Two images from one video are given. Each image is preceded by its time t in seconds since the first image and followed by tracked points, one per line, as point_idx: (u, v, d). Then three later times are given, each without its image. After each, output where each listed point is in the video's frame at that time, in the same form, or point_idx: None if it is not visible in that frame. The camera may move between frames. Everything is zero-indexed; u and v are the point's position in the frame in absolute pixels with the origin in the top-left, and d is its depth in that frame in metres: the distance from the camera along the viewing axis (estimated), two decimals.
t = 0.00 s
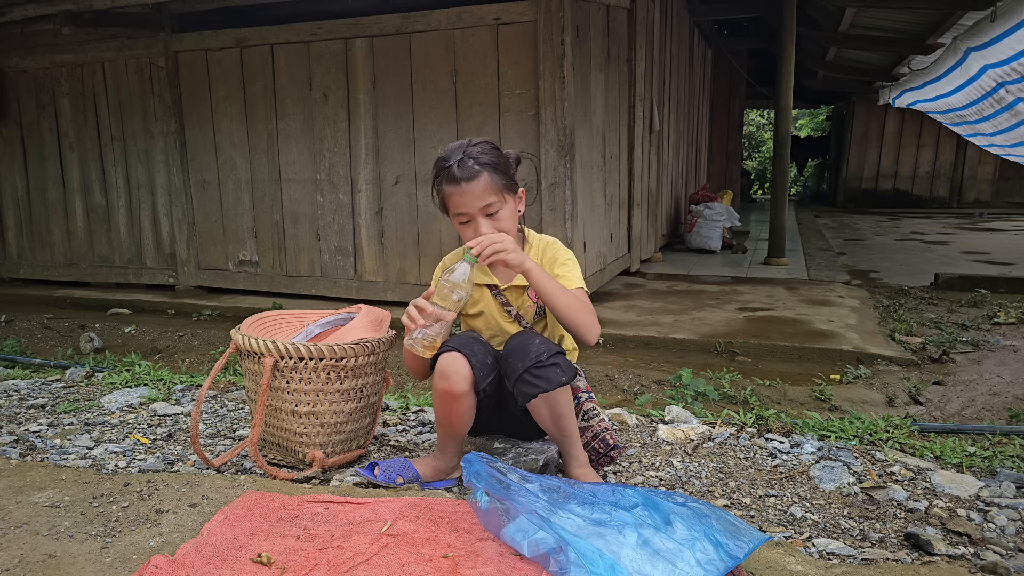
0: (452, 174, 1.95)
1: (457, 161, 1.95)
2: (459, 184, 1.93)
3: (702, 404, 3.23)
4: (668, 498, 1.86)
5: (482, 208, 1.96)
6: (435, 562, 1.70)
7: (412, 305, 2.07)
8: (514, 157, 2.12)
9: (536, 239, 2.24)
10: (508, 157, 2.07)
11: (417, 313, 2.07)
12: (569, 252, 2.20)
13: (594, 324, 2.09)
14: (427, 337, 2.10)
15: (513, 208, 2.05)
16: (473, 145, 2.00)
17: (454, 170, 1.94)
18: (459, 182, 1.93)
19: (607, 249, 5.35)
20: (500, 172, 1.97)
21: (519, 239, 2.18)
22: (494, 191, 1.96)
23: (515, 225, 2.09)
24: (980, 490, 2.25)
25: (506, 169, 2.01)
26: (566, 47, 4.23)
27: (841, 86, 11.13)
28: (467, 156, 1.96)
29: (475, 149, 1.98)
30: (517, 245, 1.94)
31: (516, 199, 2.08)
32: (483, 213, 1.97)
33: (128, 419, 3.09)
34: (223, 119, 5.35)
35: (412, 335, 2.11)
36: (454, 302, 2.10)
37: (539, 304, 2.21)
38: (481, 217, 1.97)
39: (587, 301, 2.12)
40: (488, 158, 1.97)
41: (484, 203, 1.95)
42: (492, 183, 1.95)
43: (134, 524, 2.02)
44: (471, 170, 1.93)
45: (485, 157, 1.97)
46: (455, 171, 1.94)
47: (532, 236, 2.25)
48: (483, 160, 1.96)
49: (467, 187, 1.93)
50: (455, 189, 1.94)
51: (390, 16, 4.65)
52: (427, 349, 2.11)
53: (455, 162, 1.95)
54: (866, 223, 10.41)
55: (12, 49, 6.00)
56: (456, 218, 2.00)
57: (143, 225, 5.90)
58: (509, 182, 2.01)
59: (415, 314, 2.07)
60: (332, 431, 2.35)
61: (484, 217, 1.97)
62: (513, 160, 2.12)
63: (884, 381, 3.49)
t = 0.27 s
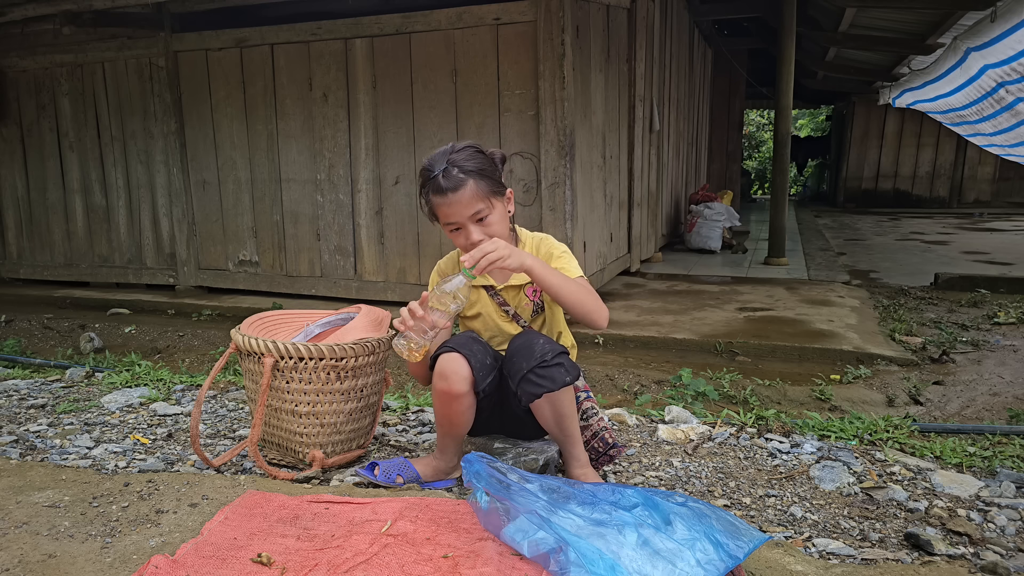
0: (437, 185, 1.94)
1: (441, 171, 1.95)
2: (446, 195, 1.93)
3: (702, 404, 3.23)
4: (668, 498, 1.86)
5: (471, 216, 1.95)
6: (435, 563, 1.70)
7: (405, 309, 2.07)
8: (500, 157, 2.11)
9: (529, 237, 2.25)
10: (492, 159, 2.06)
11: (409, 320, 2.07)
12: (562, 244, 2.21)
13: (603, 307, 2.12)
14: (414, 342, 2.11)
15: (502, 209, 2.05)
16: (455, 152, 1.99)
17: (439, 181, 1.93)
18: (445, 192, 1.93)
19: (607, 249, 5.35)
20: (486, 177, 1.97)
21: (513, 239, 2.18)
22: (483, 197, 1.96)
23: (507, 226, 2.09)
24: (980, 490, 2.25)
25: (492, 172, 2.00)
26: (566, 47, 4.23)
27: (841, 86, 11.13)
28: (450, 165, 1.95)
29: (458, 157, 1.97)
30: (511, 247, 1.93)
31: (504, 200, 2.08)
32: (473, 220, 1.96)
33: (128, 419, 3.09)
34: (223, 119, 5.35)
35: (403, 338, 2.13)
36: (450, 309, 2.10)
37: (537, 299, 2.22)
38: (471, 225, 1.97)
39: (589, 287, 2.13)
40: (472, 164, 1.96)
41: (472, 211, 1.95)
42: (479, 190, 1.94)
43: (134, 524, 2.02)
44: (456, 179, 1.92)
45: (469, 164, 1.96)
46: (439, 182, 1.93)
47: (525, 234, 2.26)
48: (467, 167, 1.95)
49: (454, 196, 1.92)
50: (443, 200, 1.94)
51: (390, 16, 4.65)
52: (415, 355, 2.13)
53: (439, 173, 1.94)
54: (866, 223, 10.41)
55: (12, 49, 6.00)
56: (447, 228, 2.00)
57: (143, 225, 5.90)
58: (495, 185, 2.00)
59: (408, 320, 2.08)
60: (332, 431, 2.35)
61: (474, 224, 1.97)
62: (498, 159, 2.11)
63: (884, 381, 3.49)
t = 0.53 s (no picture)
0: (431, 187, 1.94)
1: (435, 173, 1.95)
2: (440, 197, 1.93)
3: (702, 405, 3.23)
4: (668, 498, 1.86)
5: (464, 219, 1.95)
6: (435, 563, 1.70)
7: (406, 316, 2.06)
8: (497, 157, 2.10)
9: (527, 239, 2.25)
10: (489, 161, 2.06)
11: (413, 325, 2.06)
12: (560, 248, 2.21)
13: (599, 314, 2.10)
14: (420, 348, 2.09)
15: (497, 211, 2.04)
16: (450, 154, 1.99)
17: (432, 184, 1.93)
18: (439, 194, 1.93)
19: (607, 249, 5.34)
20: (480, 179, 1.96)
21: (509, 242, 2.19)
22: (477, 200, 1.95)
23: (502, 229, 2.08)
24: (981, 490, 2.25)
25: (488, 174, 2.00)
26: (566, 47, 4.23)
27: (841, 86, 11.13)
28: (445, 167, 1.95)
29: (452, 159, 1.97)
30: (504, 253, 1.93)
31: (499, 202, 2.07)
32: (466, 223, 1.96)
33: (128, 419, 3.09)
34: (223, 119, 5.35)
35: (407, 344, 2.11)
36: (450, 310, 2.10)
37: (534, 302, 2.20)
38: (465, 227, 1.96)
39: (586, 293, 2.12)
40: (466, 166, 1.96)
41: (466, 214, 1.94)
42: (472, 192, 1.94)
43: (134, 524, 2.02)
44: (450, 181, 1.92)
45: (463, 166, 1.96)
46: (433, 185, 1.93)
47: (522, 236, 2.26)
48: (460, 169, 1.95)
49: (447, 199, 1.92)
50: (436, 202, 1.94)
51: (390, 16, 4.65)
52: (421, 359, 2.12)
53: (433, 175, 1.94)
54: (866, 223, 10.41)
55: (12, 49, 6.00)
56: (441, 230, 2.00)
57: (143, 225, 5.90)
58: (490, 187, 2.00)
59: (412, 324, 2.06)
60: (332, 431, 2.35)
61: (468, 226, 1.97)
62: (496, 160, 2.10)
63: (884, 381, 3.49)
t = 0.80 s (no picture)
0: (430, 186, 1.94)
1: (435, 172, 1.95)
2: (439, 197, 1.93)
3: (702, 404, 3.23)
4: (668, 498, 1.86)
5: (463, 218, 1.95)
6: (435, 562, 1.70)
7: (400, 311, 2.08)
8: (497, 157, 2.10)
9: (526, 239, 2.25)
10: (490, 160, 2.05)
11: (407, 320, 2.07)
12: (559, 249, 2.20)
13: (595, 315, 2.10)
14: (413, 344, 2.08)
15: (497, 211, 2.05)
16: (450, 154, 1.99)
17: (432, 183, 1.93)
18: (438, 193, 1.93)
19: (607, 249, 5.34)
20: (479, 178, 1.96)
21: (508, 242, 2.19)
22: (475, 199, 1.95)
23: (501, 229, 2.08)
24: (980, 490, 2.25)
25: (487, 173, 1.99)
26: (566, 47, 4.23)
27: (841, 87, 11.13)
28: (444, 166, 1.95)
29: (452, 158, 1.97)
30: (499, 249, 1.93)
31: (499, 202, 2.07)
32: (465, 222, 1.96)
33: (128, 419, 3.09)
34: (223, 119, 5.34)
35: (402, 341, 2.10)
36: (445, 307, 2.10)
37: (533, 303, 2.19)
38: (463, 226, 1.96)
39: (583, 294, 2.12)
40: (466, 165, 1.96)
41: (464, 213, 1.95)
42: (471, 192, 1.94)
43: (134, 524, 2.02)
44: (449, 180, 1.92)
45: (463, 165, 1.96)
46: (432, 183, 1.93)
47: (522, 236, 2.26)
48: (460, 168, 1.95)
49: (445, 198, 1.92)
50: (435, 201, 1.94)
51: (390, 16, 4.64)
52: (416, 356, 2.11)
53: (433, 174, 1.94)
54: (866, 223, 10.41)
55: (12, 49, 6.00)
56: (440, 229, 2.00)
57: (143, 225, 5.90)
58: (489, 187, 1.99)
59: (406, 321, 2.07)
60: (332, 431, 2.35)
61: (467, 225, 1.97)
62: (496, 159, 2.10)
63: (884, 381, 3.49)
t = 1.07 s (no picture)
0: (430, 186, 1.94)
1: (434, 172, 1.95)
2: (439, 196, 1.93)
3: (702, 404, 3.23)
4: (668, 498, 1.86)
5: (463, 218, 1.96)
6: (435, 562, 1.70)
7: (405, 316, 2.06)
8: (497, 157, 2.10)
9: (526, 239, 2.24)
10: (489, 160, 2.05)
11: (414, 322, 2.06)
12: (559, 249, 2.20)
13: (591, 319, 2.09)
14: (424, 347, 2.09)
15: (497, 211, 2.05)
16: (450, 154, 1.99)
17: (432, 182, 1.93)
18: (438, 193, 1.93)
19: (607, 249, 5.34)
20: (480, 178, 1.96)
21: (508, 243, 2.18)
22: (475, 199, 1.95)
23: (501, 229, 2.08)
24: (980, 490, 2.25)
25: (487, 173, 2.00)
26: (566, 47, 4.23)
27: (841, 87, 11.13)
28: (444, 166, 1.95)
29: (452, 158, 1.97)
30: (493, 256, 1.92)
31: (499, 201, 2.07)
32: (465, 222, 1.96)
33: (128, 419, 3.09)
34: (223, 119, 5.35)
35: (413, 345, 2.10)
36: (449, 306, 2.10)
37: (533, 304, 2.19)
38: (463, 226, 1.97)
39: (581, 296, 2.12)
40: (467, 165, 1.96)
41: (464, 213, 1.95)
42: (471, 192, 1.94)
43: (134, 524, 2.02)
44: (450, 180, 1.92)
45: (463, 165, 1.96)
46: (432, 183, 1.93)
47: (522, 236, 2.25)
48: (460, 168, 1.95)
49: (445, 198, 1.93)
50: (435, 201, 1.94)
51: (390, 16, 4.65)
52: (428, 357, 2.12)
53: (433, 173, 1.94)
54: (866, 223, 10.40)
55: (12, 49, 6.00)
56: (440, 229, 2.00)
57: (143, 225, 5.90)
58: (490, 187, 1.99)
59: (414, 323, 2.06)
60: (332, 431, 2.35)
61: (467, 226, 1.97)
62: (496, 160, 2.10)
63: (884, 381, 3.49)
